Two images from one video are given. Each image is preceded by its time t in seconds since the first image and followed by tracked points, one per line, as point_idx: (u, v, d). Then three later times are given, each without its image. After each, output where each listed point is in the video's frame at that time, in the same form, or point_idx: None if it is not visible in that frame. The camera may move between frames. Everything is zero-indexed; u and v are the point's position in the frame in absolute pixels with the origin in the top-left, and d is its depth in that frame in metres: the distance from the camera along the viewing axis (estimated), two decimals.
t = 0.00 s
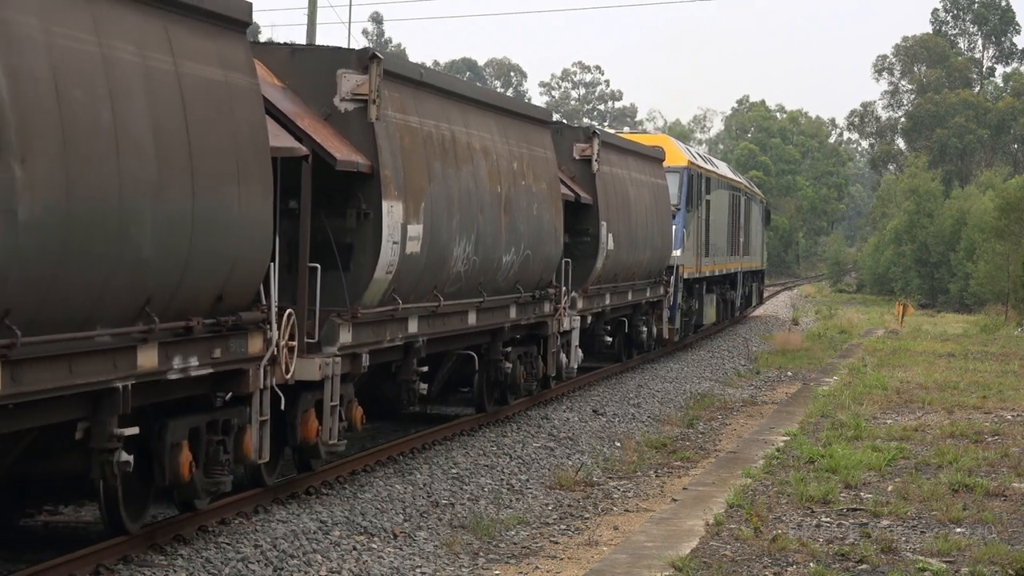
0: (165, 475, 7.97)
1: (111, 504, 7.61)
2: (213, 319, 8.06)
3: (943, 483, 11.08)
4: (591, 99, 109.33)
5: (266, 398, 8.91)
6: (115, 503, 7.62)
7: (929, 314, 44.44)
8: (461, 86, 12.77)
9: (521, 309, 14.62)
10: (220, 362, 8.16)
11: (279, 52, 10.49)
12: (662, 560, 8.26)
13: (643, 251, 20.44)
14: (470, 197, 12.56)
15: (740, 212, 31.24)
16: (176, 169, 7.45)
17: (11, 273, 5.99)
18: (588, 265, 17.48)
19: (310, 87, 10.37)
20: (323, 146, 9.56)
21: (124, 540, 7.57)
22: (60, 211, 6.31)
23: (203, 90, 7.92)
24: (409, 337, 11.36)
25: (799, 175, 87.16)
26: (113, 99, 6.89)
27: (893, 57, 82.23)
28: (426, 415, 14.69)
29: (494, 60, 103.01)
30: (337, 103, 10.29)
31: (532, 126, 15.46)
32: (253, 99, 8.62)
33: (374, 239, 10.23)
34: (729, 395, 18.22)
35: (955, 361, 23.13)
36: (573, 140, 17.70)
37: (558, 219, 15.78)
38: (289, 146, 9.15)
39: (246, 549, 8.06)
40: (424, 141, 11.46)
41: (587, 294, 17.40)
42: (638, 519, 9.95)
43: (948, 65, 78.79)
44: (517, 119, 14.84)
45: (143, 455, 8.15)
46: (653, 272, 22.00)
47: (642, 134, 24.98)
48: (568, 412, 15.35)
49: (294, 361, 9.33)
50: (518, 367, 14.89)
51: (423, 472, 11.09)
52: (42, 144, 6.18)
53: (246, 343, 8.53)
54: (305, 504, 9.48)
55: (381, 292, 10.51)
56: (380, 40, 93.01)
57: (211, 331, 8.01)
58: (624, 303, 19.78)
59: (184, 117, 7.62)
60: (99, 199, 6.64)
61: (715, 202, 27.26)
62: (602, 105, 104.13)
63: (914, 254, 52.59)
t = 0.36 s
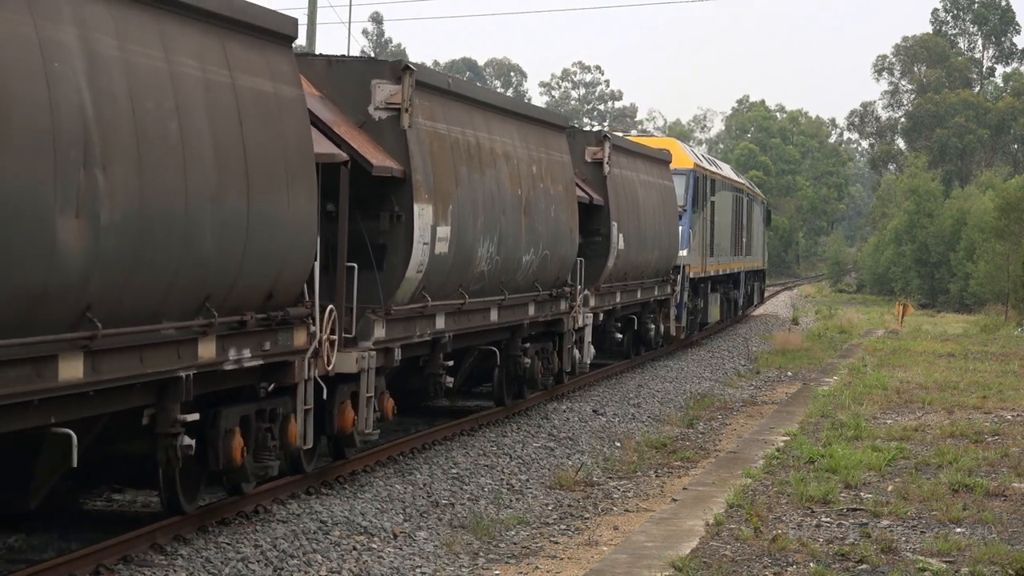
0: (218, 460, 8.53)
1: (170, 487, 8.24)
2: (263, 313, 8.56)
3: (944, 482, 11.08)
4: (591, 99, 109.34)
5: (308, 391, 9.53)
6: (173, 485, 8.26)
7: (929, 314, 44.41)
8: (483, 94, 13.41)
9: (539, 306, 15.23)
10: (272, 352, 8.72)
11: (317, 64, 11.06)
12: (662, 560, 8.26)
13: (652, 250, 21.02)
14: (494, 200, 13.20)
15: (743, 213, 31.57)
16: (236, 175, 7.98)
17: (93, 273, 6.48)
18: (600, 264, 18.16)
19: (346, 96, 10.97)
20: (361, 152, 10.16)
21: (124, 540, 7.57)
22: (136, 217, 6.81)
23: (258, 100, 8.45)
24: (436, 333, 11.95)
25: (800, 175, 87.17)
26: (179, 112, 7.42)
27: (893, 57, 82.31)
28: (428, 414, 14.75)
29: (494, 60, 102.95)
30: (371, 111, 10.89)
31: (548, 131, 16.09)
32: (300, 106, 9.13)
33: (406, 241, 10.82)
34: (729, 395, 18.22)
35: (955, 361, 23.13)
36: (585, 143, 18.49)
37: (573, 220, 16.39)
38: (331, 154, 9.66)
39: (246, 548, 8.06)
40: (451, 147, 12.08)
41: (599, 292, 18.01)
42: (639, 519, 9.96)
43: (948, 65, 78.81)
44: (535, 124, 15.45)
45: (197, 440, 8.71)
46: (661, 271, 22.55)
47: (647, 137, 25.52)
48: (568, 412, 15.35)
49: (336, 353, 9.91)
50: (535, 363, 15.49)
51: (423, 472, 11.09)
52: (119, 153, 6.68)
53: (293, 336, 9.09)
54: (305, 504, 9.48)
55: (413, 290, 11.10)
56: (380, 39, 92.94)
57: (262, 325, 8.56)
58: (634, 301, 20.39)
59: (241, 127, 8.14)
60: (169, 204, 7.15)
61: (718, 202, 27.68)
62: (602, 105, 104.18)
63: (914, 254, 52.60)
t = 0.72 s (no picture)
0: (266, 447, 9.23)
1: (222, 474, 8.83)
2: (308, 310, 9.31)
3: (944, 482, 11.09)
4: (591, 99, 109.37)
5: (347, 383, 10.20)
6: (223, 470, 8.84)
7: (929, 314, 44.38)
8: (504, 101, 14.02)
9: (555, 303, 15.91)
10: (314, 347, 9.45)
11: (349, 72, 11.75)
12: (661, 560, 8.26)
13: (661, 250, 21.62)
14: (514, 202, 13.82)
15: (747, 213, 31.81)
16: (285, 183, 8.71)
17: (162, 273, 7.23)
18: (611, 264, 18.82)
19: (377, 104, 11.64)
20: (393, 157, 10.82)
21: (124, 540, 7.56)
22: (200, 223, 7.58)
23: (308, 113, 9.23)
24: (461, 329, 12.63)
25: (800, 175, 87.17)
26: (237, 124, 8.17)
27: (893, 57, 82.36)
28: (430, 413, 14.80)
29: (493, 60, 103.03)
30: (402, 118, 11.55)
31: (563, 134, 16.75)
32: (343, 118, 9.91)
33: (434, 241, 11.50)
34: (729, 395, 18.23)
35: (954, 361, 23.14)
36: (597, 147, 19.16)
37: (587, 220, 17.05)
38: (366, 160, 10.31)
39: (246, 548, 8.06)
40: (476, 151, 12.73)
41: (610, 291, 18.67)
42: (639, 519, 9.96)
43: (948, 65, 78.80)
44: (553, 129, 16.13)
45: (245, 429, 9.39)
46: (670, 270, 23.09)
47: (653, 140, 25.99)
48: (568, 412, 15.35)
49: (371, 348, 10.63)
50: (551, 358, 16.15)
51: (423, 472, 11.09)
52: (186, 164, 7.46)
53: (333, 332, 9.81)
54: (306, 504, 9.49)
55: (440, 287, 11.78)
56: (380, 39, 92.95)
57: (307, 320, 9.28)
58: (644, 299, 21.02)
59: (291, 138, 8.88)
60: (230, 211, 7.92)
61: (722, 204, 28.02)
62: (602, 105, 104.23)
63: (914, 254, 52.60)
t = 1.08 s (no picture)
0: (304, 434, 9.93)
1: (264, 461, 9.53)
2: (346, 306, 10.04)
3: (944, 483, 11.09)
4: (591, 99, 109.47)
5: (380, 376, 10.98)
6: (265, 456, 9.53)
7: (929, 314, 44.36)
8: (523, 107, 14.73)
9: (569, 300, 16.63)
10: (352, 341, 10.22)
11: (379, 81, 12.54)
12: (662, 560, 8.26)
13: (669, 251, 22.15)
14: (532, 203, 14.54)
15: (749, 213, 32.03)
16: (327, 187, 9.40)
17: (220, 273, 7.91)
18: (621, 263, 19.41)
19: (406, 112, 12.43)
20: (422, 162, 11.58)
21: (124, 540, 7.56)
22: (254, 226, 8.27)
23: (346, 123, 9.94)
24: (483, 324, 13.36)
25: (799, 175, 87.20)
26: (285, 132, 8.86)
27: (893, 57, 82.42)
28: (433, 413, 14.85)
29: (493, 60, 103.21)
30: (428, 124, 12.32)
31: (576, 137, 17.46)
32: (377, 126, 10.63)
33: (460, 242, 12.27)
34: (729, 395, 18.23)
35: (954, 361, 23.14)
36: (607, 150, 19.82)
37: (599, 220, 17.73)
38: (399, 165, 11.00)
39: (246, 548, 8.06)
40: (497, 156, 13.45)
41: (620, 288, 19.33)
42: (639, 519, 9.96)
43: (948, 65, 78.81)
44: (566, 133, 16.85)
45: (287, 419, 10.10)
46: (676, 270, 23.58)
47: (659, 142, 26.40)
48: (568, 412, 15.35)
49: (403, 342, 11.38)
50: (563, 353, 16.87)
51: (423, 472, 11.09)
52: (241, 173, 8.14)
53: (367, 328, 10.57)
54: (306, 504, 9.49)
55: (465, 285, 12.50)
56: (380, 39, 93.05)
57: (345, 316, 10.03)
58: (652, 297, 21.60)
59: (331, 146, 9.58)
60: (279, 215, 8.61)
61: (726, 205, 28.29)
62: (602, 105, 104.32)
63: (914, 254, 52.62)
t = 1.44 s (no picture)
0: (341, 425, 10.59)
1: (303, 451, 10.19)
2: (379, 303, 10.71)
3: (944, 482, 11.09)
4: (591, 99, 109.50)
5: (409, 370, 11.61)
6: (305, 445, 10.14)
7: (929, 315, 44.33)
8: (541, 112, 15.33)
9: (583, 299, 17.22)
10: (385, 335, 10.89)
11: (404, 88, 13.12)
12: (662, 560, 8.26)
13: (676, 251, 22.47)
14: (548, 205, 15.16)
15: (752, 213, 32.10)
16: (362, 192, 10.10)
17: (270, 273, 8.58)
18: (630, 262, 19.77)
19: (430, 118, 12.96)
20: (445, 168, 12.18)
21: (124, 540, 7.56)
22: (300, 229, 8.96)
23: (379, 130, 10.64)
24: (502, 321, 13.94)
25: (799, 175, 87.19)
26: (327, 141, 9.56)
27: (893, 57, 82.45)
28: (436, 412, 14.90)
29: (492, 60, 103.17)
30: (452, 130, 12.90)
31: (589, 140, 18.05)
32: (406, 133, 11.31)
33: (482, 242, 12.86)
34: (729, 395, 18.23)
35: (955, 361, 23.13)
36: (617, 153, 20.26)
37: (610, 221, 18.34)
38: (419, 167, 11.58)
39: (246, 548, 8.06)
40: (517, 160, 14.06)
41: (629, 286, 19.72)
42: (639, 519, 9.97)
43: (948, 66, 78.79)
44: (580, 137, 17.48)
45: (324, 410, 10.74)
46: (684, 270, 23.85)
47: (665, 144, 26.62)
48: (568, 412, 15.35)
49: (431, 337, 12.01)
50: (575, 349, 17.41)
51: (423, 472, 11.09)
52: (290, 181, 8.84)
53: (398, 323, 11.21)
54: (306, 504, 9.50)
55: (487, 284, 13.10)
56: (380, 40, 93.05)
57: (379, 312, 10.71)
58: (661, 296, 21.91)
59: (367, 154, 10.28)
60: (322, 218, 9.30)
61: (730, 205, 28.41)
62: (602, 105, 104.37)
63: (914, 254, 52.62)
